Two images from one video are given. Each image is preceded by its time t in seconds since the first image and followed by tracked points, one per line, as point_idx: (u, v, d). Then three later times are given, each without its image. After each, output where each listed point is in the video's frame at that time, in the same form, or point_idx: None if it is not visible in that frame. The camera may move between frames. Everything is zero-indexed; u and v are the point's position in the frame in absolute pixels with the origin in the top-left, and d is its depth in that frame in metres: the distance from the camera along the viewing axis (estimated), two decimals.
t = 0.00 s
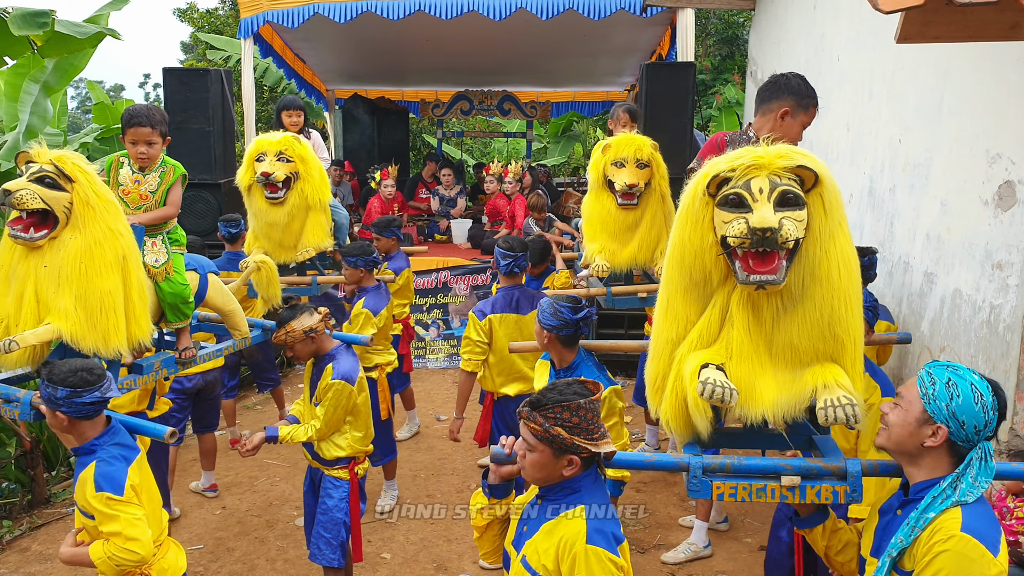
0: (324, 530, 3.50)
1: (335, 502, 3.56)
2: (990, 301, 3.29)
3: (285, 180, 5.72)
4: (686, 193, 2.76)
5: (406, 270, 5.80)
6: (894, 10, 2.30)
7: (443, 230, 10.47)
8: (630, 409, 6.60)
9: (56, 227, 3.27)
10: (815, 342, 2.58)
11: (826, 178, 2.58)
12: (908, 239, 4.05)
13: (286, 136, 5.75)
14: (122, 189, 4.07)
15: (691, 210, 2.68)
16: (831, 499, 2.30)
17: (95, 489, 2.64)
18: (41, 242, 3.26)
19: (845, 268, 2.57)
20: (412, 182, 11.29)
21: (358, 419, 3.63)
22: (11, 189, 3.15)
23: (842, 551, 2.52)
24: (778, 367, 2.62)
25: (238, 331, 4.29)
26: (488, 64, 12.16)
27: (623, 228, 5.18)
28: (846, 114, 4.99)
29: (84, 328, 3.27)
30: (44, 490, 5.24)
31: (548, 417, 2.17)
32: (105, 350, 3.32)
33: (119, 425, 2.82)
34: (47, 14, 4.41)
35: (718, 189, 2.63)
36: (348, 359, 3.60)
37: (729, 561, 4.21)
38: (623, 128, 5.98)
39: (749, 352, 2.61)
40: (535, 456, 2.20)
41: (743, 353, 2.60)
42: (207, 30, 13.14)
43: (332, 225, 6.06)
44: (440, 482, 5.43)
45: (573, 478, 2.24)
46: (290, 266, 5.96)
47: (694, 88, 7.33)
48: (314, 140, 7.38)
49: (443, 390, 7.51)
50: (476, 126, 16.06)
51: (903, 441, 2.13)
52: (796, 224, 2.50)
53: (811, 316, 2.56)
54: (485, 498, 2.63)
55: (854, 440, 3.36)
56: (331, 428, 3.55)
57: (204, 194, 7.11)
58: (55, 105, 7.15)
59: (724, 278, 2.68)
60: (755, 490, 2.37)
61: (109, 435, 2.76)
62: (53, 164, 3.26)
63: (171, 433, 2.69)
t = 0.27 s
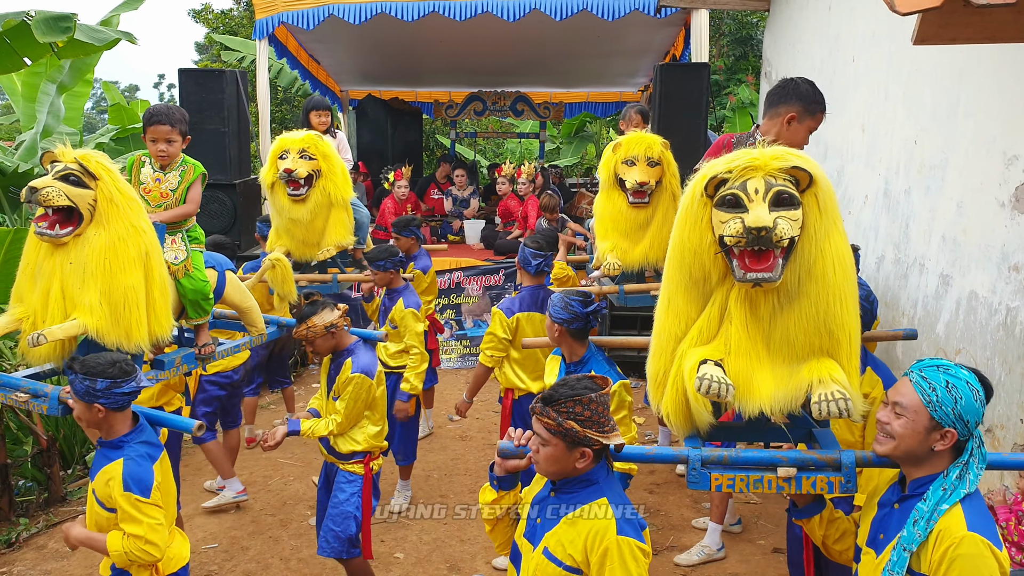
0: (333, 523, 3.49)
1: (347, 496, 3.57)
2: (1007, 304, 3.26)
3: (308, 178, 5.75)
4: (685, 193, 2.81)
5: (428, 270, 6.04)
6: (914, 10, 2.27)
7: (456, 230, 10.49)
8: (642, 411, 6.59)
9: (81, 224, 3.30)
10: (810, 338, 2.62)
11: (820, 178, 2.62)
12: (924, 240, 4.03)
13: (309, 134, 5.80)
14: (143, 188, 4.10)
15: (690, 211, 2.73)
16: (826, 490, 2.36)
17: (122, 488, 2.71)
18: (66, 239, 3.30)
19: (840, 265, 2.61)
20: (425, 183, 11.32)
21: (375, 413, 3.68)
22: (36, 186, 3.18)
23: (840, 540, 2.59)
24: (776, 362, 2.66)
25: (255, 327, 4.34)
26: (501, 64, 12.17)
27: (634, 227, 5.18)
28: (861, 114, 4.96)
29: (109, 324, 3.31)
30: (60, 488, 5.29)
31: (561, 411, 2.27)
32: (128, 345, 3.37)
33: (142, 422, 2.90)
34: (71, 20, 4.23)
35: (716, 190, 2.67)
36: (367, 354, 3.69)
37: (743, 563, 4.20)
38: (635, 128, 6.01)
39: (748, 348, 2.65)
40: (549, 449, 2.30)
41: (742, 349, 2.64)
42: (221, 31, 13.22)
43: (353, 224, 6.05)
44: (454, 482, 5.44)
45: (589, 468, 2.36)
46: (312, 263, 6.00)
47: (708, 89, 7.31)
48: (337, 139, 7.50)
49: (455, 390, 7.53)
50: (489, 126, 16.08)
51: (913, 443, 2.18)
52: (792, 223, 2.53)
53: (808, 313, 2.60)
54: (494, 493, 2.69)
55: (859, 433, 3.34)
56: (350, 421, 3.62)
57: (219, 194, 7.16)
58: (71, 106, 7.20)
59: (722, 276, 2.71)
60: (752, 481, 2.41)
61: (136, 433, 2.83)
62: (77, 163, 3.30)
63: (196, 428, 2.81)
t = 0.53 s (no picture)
0: (370, 517, 3.61)
1: (380, 491, 3.67)
2: None
3: (327, 179, 5.80)
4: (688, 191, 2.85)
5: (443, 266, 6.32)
6: (931, 11, 2.25)
7: (469, 231, 10.52)
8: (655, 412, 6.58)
9: (118, 226, 3.35)
10: (809, 331, 2.67)
11: (819, 175, 2.66)
12: (939, 241, 4.01)
13: (329, 136, 5.83)
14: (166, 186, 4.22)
15: (692, 206, 2.77)
16: (825, 478, 2.44)
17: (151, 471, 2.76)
18: (104, 241, 3.34)
19: (838, 260, 2.65)
20: (438, 183, 11.33)
21: (393, 406, 3.82)
22: (76, 189, 3.22)
23: (838, 525, 2.72)
24: (775, 354, 2.71)
25: (272, 324, 4.33)
26: (514, 64, 12.18)
27: (644, 223, 5.18)
28: (876, 116, 4.95)
29: (147, 324, 3.36)
30: (76, 486, 5.35)
31: (567, 405, 2.30)
32: (166, 346, 3.43)
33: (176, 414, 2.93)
34: (89, 18, 4.20)
35: (717, 187, 2.71)
36: (384, 346, 3.74)
37: (756, 564, 4.19)
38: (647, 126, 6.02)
39: (748, 340, 2.70)
40: (554, 442, 2.32)
41: (742, 341, 2.69)
42: (235, 31, 13.32)
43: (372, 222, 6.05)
44: (466, 482, 5.46)
45: (597, 464, 2.39)
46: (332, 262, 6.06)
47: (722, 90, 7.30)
48: (359, 142, 7.66)
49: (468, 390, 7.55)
50: (501, 126, 16.10)
51: (909, 443, 2.24)
52: (791, 219, 2.56)
53: (806, 306, 2.65)
54: (505, 482, 2.71)
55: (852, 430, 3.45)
56: (370, 413, 3.69)
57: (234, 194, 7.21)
58: (88, 107, 7.26)
59: (724, 271, 2.75)
60: (753, 470, 2.49)
61: (177, 429, 2.89)
62: (114, 165, 3.37)
63: (251, 421, 2.73)
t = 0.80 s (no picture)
0: (410, 504, 3.90)
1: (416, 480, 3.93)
2: None
3: (357, 176, 5.84)
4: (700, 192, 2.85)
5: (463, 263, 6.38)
6: (955, 12, 2.23)
7: (486, 231, 10.54)
8: (673, 413, 6.58)
9: (166, 228, 3.47)
10: (819, 328, 2.67)
11: (829, 176, 2.67)
12: (961, 243, 3.98)
13: (358, 134, 5.88)
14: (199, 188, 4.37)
15: (703, 208, 2.77)
16: (834, 473, 2.44)
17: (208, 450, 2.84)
18: (152, 243, 3.46)
19: (848, 260, 2.65)
20: (457, 184, 11.36)
21: (425, 403, 4.01)
22: (128, 193, 3.33)
23: (845, 518, 2.74)
24: (786, 351, 2.70)
25: (298, 325, 4.34)
26: (533, 65, 12.19)
27: (653, 219, 5.39)
28: (897, 116, 4.92)
29: (196, 325, 3.47)
30: (98, 484, 5.42)
31: (599, 398, 2.32)
32: (215, 345, 3.55)
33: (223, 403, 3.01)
34: (109, 18, 4.18)
35: (730, 188, 2.72)
36: (414, 347, 3.94)
37: (775, 567, 4.17)
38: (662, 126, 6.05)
39: (759, 337, 2.69)
40: (588, 436, 2.33)
41: (753, 338, 2.69)
42: (255, 33, 13.42)
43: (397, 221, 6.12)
44: (484, 482, 5.48)
45: (616, 456, 2.42)
46: (357, 259, 6.11)
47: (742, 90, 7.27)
48: (387, 142, 7.69)
49: (486, 391, 7.58)
50: (519, 127, 16.12)
51: (927, 447, 2.26)
52: (801, 219, 2.58)
53: (818, 304, 2.65)
54: (517, 481, 2.68)
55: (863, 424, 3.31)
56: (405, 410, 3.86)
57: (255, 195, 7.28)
58: (109, 107, 7.34)
59: (735, 270, 2.75)
60: (763, 464, 2.50)
61: (235, 419, 2.98)
62: (163, 168, 3.47)
63: (310, 417, 2.95)
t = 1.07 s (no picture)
0: (420, 497, 3.94)
1: (427, 474, 3.98)
2: None
3: (376, 177, 5.89)
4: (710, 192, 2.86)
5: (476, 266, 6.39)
6: (971, 13, 2.22)
7: (500, 233, 10.56)
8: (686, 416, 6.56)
9: (201, 226, 3.58)
10: (828, 330, 2.67)
11: (839, 178, 2.67)
12: (977, 246, 3.95)
13: (379, 136, 5.94)
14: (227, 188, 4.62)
15: (714, 209, 2.77)
16: (841, 473, 2.45)
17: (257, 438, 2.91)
18: (187, 242, 3.57)
19: (858, 261, 2.65)
20: (470, 185, 11.37)
21: (441, 399, 4.05)
22: (165, 192, 3.46)
23: (852, 518, 2.78)
24: (795, 351, 2.70)
25: (318, 322, 4.41)
26: (547, 67, 12.20)
27: (659, 220, 5.40)
28: (912, 118, 4.89)
29: (230, 321, 3.58)
30: (113, 483, 5.48)
31: (622, 395, 2.37)
32: (250, 342, 3.64)
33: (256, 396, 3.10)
34: (118, 15, 4.22)
35: (740, 188, 2.73)
36: (432, 343, 4.02)
37: (787, 571, 4.16)
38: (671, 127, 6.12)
39: (768, 338, 2.70)
40: (610, 434, 2.37)
41: (762, 338, 2.69)
42: (270, 35, 13.52)
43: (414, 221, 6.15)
44: (496, 483, 5.49)
45: (631, 453, 2.45)
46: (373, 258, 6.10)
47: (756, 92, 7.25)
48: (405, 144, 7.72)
49: (498, 393, 7.59)
50: (533, 128, 16.13)
51: (948, 451, 2.25)
52: (811, 219, 2.59)
53: (827, 305, 2.65)
54: (522, 486, 2.68)
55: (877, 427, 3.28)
56: (423, 405, 3.96)
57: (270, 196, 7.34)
58: (125, 108, 7.41)
59: (745, 270, 2.75)
60: (771, 465, 2.52)
61: (277, 412, 3.04)
62: (197, 168, 3.59)
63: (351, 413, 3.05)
